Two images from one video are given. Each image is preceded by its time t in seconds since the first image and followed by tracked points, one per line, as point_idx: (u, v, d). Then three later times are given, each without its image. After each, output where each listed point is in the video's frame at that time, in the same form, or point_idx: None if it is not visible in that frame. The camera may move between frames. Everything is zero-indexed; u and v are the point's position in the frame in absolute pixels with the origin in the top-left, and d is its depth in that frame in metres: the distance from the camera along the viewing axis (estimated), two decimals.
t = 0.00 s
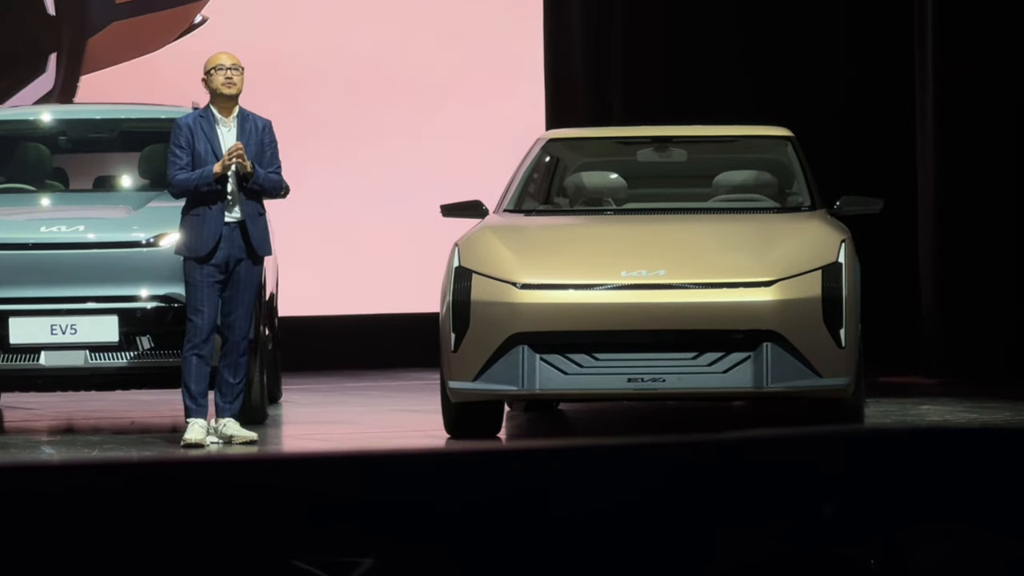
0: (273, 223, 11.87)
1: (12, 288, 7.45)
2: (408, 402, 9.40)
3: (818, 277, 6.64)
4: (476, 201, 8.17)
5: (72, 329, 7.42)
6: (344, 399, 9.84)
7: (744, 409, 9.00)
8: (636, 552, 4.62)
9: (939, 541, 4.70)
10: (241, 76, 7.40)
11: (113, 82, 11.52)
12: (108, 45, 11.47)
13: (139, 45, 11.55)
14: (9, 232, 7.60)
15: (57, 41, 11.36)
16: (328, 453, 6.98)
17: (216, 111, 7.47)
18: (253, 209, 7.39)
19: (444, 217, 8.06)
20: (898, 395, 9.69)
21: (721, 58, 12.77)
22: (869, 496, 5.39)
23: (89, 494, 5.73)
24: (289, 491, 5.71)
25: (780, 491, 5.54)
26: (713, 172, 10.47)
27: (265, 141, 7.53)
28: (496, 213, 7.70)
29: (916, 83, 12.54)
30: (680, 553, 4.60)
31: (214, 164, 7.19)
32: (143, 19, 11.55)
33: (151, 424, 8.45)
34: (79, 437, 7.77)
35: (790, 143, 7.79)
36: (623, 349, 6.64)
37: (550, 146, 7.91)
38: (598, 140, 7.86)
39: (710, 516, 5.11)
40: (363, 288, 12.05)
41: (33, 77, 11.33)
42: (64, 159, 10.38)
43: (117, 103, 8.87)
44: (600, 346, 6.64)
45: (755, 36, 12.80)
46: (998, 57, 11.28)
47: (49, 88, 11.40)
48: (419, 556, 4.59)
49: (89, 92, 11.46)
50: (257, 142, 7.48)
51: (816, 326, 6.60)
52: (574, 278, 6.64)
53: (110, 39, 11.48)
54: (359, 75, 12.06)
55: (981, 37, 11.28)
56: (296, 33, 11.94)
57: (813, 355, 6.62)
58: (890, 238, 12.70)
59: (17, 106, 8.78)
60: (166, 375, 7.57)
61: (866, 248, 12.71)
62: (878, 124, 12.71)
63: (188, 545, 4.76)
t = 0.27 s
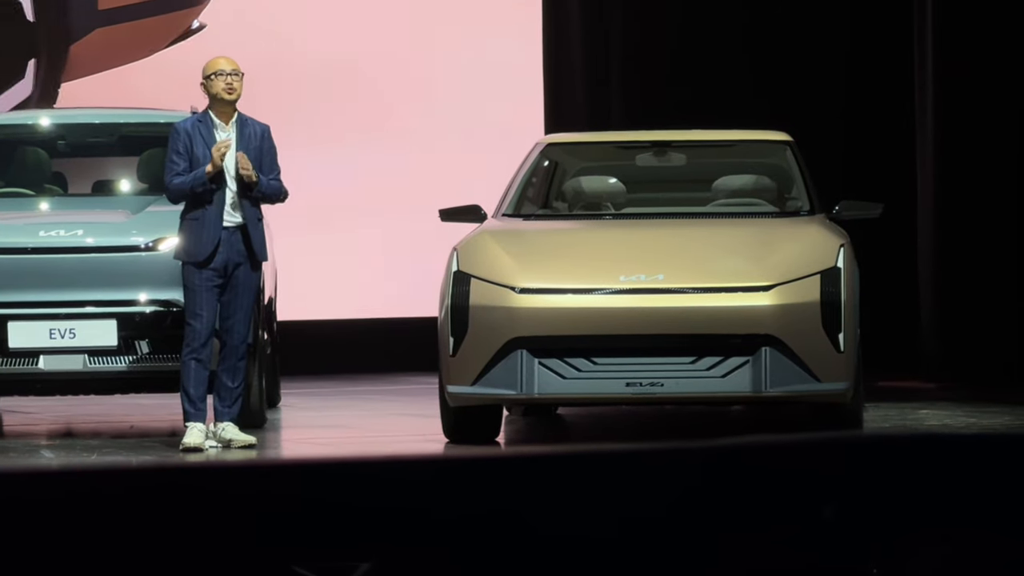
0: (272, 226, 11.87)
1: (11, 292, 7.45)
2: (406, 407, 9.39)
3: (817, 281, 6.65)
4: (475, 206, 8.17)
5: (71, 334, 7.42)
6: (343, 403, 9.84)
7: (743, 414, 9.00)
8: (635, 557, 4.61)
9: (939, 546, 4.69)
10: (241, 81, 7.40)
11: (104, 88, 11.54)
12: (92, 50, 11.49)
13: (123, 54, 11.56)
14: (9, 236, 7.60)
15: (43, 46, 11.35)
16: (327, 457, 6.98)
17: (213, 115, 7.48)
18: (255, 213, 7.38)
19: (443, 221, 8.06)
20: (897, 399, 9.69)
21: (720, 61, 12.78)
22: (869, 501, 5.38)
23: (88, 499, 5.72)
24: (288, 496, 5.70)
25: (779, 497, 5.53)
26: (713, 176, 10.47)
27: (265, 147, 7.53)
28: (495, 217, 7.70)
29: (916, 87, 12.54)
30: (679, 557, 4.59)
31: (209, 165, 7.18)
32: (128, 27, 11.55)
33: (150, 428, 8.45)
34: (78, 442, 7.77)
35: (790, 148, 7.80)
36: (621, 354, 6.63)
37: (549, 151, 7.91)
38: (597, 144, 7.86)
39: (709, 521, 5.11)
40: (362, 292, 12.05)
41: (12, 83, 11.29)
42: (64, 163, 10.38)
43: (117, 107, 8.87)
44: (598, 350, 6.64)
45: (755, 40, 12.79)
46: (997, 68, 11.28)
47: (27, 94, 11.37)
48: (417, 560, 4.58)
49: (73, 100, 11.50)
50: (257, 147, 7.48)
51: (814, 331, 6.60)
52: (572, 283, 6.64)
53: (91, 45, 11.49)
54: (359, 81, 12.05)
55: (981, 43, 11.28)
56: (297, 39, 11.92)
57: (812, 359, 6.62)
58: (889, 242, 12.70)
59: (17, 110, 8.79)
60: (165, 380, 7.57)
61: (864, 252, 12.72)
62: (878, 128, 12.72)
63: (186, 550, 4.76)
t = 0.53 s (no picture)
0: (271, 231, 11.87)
1: (10, 296, 7.45)
2: (406, 411, 9.39)
3: (816, 286, 6.65)
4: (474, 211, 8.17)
5: (70, 339, 7.41)
6: (342, 408, 9.84)
7: (743, 419, 9.00)
8: (632, 564, 4.60)
9: (938, 553, 4.68)
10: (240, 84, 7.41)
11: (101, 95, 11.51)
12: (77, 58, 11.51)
13: (110, 61, 11.59)
14: (8, 242, 7.61)
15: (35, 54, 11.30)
16: (326, 463, 6.97)
17: (212, 118, 7.46)
18: (254, 220, 7.41)
19: (443, 226, 8.06)
20: (895, 405, 9.69)
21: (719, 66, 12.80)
22: (867, 507, 5.38)
23: (87, 505, 5.71)
24: (286, 502, 5.69)
25: (777, 502, 5.53)
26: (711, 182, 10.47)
27: (264, 151, 7.54)
28: (495, 222, 7.70)
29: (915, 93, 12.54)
30: (676, 564, 4.58)
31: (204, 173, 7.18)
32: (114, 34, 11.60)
33: (149, 433, 8.45)
34: (77, 447, 7.77)
35: (789, 152, 7.80)
36: (620, 358, 6.63)
37: (548, 156, 7.91)
38: (596, 150, 7.87)
39: (708, 527, 5.10)
40: (360, 298, 12.05)
41: None
42: (63, 169, 10.38)
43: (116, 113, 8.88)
44: (597, 355, 6.64)
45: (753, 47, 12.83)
46: (996, 73, 11.28)
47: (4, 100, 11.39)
48: (415, 566, 4.57)
49: (61, 107, 11.51)
50: (256, 152, 7.49)
51: (814, 335, 6.60)
52: (571, 287, 6.64)
53: (75, 52, 11.52)
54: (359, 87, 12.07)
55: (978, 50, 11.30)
56: (296, 45, 11.95)
57: (811, 364, 6.62)
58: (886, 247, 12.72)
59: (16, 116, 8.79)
60: (165, 385, 7.57)
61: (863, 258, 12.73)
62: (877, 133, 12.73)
63: (186, 556, 4.75)
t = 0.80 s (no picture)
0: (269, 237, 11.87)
1: (9, 302, 7.45)
2: (404, 417, 9.38)
3: (815, 292, 6.64)
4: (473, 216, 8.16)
5: (69, 344, 7.41)
6: (341, 413, 9.82)
7: (742, 425, 8.99)
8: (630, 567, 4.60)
9: (936, 556, 4.67)
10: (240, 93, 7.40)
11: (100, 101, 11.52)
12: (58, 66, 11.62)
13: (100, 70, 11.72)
14: (8, 247, 7.60)
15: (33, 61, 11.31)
16: (324, 469, 6.96)
17: (212, 126, 7.44)
18: (252, 227, 7.40)
19: (442, 232, 8.05)
20: (895, 410, 9.68)
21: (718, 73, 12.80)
22: (866, 512, 5.37)
23: (85, 512, 5.70)
24: (283, 508, 5.68)
25: (776, 507, 5.52)
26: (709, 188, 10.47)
27: (263, 158, 7.53)
28: (494, 228, 7.69)
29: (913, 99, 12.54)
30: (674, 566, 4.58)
31: (205, 180, 7.19)
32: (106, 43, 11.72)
33: (147, 438, 8.43)
34: (75, 452, 7.75)
35: (788, 158, 7.79)
36: (619, 364, 6.62)
37: (547, 162, 7.90)
38: (596, 156, 7.86)
39: (707, 531, 5.09)
40: (359, 302, 12.04)
41: None
42: (61, 174, 10.38)
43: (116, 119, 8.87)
44: (596, 361, 6.63)
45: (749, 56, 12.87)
46: (994, 79, 11.28)
47: None
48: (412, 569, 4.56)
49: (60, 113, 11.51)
50: (255, 159, 7.48)
51: (812, 341, 6.59)
52: (569, 293, 6.63)
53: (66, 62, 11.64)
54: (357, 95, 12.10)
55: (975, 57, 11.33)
56: (294, 54, 11.99)
57: (810, 370, 6.60)
58: (885, 253, 12.71)
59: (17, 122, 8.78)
60: (163, 390, 7.54)
61: (861, 265, 12.73)
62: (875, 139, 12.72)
63: (182, 560, 4.74)
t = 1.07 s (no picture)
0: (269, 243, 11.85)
1: (9, 307, 7.45)
2: (403, 422, 9.37)
3: (815, 297, 6.63)
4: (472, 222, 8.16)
5: (68, 349, 7.40)
6: (340, 418, 9.81)
7: (741, 430, 8.98)
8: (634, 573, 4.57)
9: (941, 563, 4.65)
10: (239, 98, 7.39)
11: (99, 106, 11.49)
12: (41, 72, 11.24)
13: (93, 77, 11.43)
14: (8, 252, 7.59)
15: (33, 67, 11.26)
16: (322, 475, 6.95)
17: (212, 132, 7.44)
18: (252, 232, 7.41)
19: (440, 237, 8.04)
20: (895, 416, 9.68)
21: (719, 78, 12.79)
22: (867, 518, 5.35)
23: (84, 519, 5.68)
24: (282, 514, 5.67)
25: (778, 514, 5.50)
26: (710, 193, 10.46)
27: (263, 164, 7.54)
28: (493, 234, 7.69)
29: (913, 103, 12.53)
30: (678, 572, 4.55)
31: (205, 186, 7.17)
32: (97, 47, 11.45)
33: (146, 444, 8.42)
34: (73, 457, 7.74)
35: (787, 164, 7.79)
36: (618, 370, 6.61)
37: (546, 168, 7.90)
38: (595, 161, 7.86)
39: (708, 538, 5.07)
40: (359, 307, 12.02)
41: None
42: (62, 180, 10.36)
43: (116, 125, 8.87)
44: (595, 366, 6.62)
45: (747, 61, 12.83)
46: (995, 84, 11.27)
47: None
48: None
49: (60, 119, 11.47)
50: (255, 164, 7.49)
51: (812, 346, 6.58)
52: (568, 299, 6.62)
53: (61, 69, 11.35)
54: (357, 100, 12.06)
55: (975, 65, 11.31)
56: (295, 58, 11.93)
57: (810, 376, 6.60)
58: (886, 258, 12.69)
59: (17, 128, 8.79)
60: (162, 395, 7.54)
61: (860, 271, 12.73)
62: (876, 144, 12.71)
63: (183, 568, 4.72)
